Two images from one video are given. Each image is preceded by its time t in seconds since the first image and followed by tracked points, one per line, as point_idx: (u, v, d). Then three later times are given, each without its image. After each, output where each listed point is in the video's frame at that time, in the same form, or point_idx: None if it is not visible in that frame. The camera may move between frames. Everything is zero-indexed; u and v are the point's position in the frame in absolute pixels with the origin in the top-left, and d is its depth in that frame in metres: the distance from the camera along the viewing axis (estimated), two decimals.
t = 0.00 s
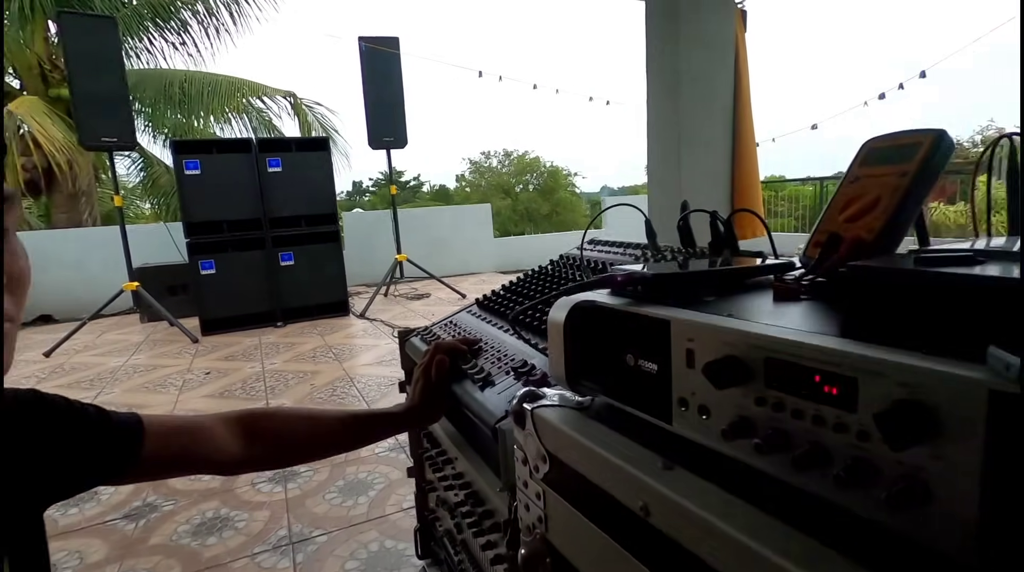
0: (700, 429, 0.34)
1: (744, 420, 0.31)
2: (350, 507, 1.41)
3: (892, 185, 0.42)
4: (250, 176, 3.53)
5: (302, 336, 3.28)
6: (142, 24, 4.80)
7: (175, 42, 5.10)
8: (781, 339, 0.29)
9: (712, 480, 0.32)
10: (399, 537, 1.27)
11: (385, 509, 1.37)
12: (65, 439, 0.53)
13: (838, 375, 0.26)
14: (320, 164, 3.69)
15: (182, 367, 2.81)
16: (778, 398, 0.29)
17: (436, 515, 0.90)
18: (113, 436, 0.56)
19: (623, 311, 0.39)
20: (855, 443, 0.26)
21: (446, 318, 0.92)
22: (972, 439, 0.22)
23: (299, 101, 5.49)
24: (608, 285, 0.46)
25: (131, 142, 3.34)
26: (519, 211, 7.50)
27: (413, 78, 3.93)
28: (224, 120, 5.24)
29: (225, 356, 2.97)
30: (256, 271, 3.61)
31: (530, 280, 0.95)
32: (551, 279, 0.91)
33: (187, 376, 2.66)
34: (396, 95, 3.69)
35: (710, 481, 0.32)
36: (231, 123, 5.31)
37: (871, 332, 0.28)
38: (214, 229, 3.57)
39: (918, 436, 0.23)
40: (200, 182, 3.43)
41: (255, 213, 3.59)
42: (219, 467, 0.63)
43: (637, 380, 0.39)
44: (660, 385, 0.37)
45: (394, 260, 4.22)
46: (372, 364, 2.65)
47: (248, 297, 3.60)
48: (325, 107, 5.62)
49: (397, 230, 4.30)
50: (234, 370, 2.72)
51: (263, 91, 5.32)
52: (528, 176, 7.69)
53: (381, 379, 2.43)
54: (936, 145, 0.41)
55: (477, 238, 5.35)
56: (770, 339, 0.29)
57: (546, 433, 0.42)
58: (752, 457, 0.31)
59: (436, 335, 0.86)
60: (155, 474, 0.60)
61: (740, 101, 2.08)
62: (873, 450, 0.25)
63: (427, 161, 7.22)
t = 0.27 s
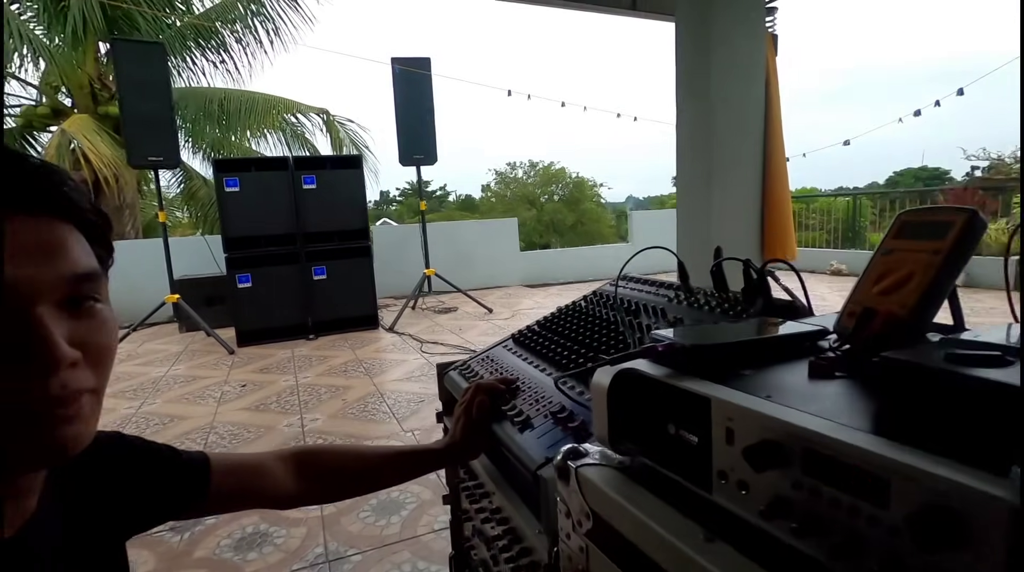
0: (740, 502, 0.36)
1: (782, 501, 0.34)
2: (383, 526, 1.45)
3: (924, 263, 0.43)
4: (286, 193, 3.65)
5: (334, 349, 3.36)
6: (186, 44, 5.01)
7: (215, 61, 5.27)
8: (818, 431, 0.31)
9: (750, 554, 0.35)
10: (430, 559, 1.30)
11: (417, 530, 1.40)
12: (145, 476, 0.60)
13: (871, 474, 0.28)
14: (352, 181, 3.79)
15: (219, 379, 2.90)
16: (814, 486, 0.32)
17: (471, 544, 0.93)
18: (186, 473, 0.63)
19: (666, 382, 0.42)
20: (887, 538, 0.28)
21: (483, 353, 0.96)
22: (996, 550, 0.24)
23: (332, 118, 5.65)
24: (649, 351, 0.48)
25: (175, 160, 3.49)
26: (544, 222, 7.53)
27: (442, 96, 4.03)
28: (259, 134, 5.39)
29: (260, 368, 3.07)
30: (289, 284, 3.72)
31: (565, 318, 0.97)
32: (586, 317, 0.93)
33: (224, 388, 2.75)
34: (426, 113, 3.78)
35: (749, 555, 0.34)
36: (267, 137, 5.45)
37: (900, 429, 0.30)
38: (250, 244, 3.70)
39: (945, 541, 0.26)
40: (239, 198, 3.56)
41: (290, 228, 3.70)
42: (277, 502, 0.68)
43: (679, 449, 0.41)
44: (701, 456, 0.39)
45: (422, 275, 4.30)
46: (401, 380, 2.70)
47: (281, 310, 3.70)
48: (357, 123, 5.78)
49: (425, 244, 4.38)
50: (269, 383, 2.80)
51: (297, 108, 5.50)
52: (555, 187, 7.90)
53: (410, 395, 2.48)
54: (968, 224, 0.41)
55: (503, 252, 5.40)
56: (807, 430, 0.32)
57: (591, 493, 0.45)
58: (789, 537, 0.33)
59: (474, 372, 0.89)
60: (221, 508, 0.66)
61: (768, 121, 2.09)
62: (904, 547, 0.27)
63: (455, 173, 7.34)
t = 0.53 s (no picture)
0: (756, 553, 0.38)
1: (796, 557, 0.35)
2: (403, 541, 1.47)
3: (938, 317, 0.44)
4: (310, 206, 3.74)
5: (354, 360, 3.42)
6: (215, 57, 5.14)
7: (242, 74, 5.37)
8: (831, 493, 0.33)
9: None
10: None
11: (436, 546, 1.42)
12: (183, 504, 0.65)
13: (881, 539, 0.30)
14: (374, 194, 3.86)
15: (243, 388, 2.97)
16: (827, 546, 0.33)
17: (489, 566, 0.95)
18: (220, 499, 0.67)
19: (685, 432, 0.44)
20: None
21: (504, 379, 0.98)
22: None
23: (355, 130, 5.76)
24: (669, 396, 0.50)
25: (204, 173, 3.59)
26: (562, 232, 7.55)
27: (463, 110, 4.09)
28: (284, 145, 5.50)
29: (282, 378, 3.12)
30: (311, 295, 3.79)
31: (584, 346, 0.99)
32: (604, 345, 0.95)
33: (248, 397, 2.81)
34: (447, 127, 3.83)
35: None
36: (291, 149, 5.56)
37: (910, 500, 0.32)
38: (274, 255, 3.78)
39: None
40: (265, 211, 3.65)
41: (313, 240, 3.78)
42: (306, 527, 0.72)
43: (697, 497, 0.43)
44: (719, 506, 0.41)
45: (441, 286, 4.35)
46: (420, 392, 2.73)
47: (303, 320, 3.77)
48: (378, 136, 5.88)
49: (444, 256, 4.43)
50: (291, 393, 2.85)
51: (321, 120, 5.61)
52: (573, 197, 7.94)
53: (429, 408, 2.50)
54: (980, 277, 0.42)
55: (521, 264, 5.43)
56: (821, 492, 0.33)
57: (610, 532, 0.47)
58: None
59: (495, 398, 0.92)
60: (255, 532, 0.70)
61: (790, 143, 2.12)
62: None
63: (474, 183, 7.41)
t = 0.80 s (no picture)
0: None
1: None
2: (414, 547, 1.49)
3: (952, 339, 0.45)
4: (323, 211, 3.78)
5: (365, 365, 3.44)
6: (231, 65, 5.21)
7: (257, 81, 5.44)
8: (844, 519, 0.33)
9: None
10: None
11: (447, 553, 1.43)
12: (208, 512, 0.67)
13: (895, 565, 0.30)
14: (387, 200, 3.89)
15: (257, 392, 3.00)
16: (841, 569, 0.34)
17: None
18: (240, 508, 0.69)
19: (699, 451, 0.45)
20: None
21: (517, 389, 0.99)
22: None
23: (367, 136, 5.82)
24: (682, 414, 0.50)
25: (220, 179, 3.65)
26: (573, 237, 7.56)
27: (475, 116, 4.12)
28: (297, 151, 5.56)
29: (295, 382, 3.15)
30: (324, 299, 3.83)
31: (597, 356, 1.00)
32: (617, 357, 0.96)
33: (261, 401, 2.84)
34: (459, 134, 3.86)
35: None
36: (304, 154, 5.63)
37: (922, 526, 0.33)
38: (288, 260, 3.82)
39: None
40: (279, 216, 3.70)
41: (325, 246, 3.81)
42: (323, 536, 0.73)
43: (710, 515, 0.44)
44: (733, 526, 0.42)
45: (452, 291, 4.37)
46: (431, 398, 2.75)
47: (316, 324, 3.81)
48: (390, 141, 5.94)
49: (456, 261, 4.45)
50: (303, 397, 2.88)
51: (334, 125, 5.67)
52: (583, 202, 7.96)
53: (440, 414, 2.52)
54: (995, 300, 0.43)
55: (532, 269, 5.46)
56: (833, 517, 0.34)
57: (624, 548, 0.47)
58: None
59: (508, 408, 0.93)
60: (273, 540, 0.72)
61: (804, 152, 2.14)
62: None
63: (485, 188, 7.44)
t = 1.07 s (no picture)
0: None
1: None
2: (439, 553, 1.49)
3: (1003, 356, 0.43)
4: (350, 217, 3.84)
5: (389, 369, 3.47)
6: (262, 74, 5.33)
7: (286, 89, 5.55)
8: (895, 541, 0.33)
9: None
10: None
11: (472, 559, 1.44)
12: (253, 513, 0.68)
13: None
14: (412, 206, 3.94)
15: (283, 394, 3.05)
16: None
17: None
18: (281, 510, 0.70)
19: (740, 466, 0.44)
20: None
21: (545, 397, 0.99)
22: None
23: (392, 142, 5.90)
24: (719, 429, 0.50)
25: (250, 185, 3.73)
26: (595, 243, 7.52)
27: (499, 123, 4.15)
28: (324, 157, 5.62)
29: (320, 385, 3.20)
30: (349, 304, 3.88)
31: (625, 366, 0.99)
32: (646, 367, 0.95)
33: (288, 403, 2.89)
34: (483, 141, 3.89)
35: None
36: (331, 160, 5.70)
37: (978, 552, 0.32)
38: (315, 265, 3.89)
39: None
40: (307, 222, 3.77)
41: (351, 251, 3.87)
42: (357, 539, 0.75)
43: (751, 532, 0.43)
44: (774, 544, 0.41)
45: (475, 297, 4.39)
46: (454, 403, 2.76)
47: (341, 328, 3.86)
48: (415, 148, 6.02)
49: (479, 267, 4.47)
50: (329, 400, 2.92)
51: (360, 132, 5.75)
52: (606, 208, 7.94)
53: (463, 419, 2.53)
54: None
55: (555, 275, 5.45)
56: (883, 539, 0.33)
57: (661, 562, 0.47)
58: None
59: (537, 416, 0.93)
60: (311, 541, 0.73)
61: (836, 156, 2.09)
62: None
63: (508, 194, 7.47)
